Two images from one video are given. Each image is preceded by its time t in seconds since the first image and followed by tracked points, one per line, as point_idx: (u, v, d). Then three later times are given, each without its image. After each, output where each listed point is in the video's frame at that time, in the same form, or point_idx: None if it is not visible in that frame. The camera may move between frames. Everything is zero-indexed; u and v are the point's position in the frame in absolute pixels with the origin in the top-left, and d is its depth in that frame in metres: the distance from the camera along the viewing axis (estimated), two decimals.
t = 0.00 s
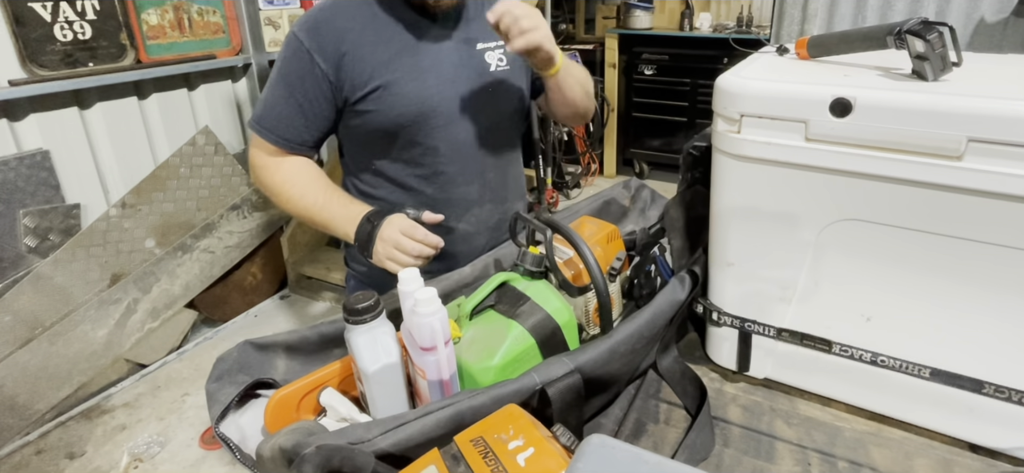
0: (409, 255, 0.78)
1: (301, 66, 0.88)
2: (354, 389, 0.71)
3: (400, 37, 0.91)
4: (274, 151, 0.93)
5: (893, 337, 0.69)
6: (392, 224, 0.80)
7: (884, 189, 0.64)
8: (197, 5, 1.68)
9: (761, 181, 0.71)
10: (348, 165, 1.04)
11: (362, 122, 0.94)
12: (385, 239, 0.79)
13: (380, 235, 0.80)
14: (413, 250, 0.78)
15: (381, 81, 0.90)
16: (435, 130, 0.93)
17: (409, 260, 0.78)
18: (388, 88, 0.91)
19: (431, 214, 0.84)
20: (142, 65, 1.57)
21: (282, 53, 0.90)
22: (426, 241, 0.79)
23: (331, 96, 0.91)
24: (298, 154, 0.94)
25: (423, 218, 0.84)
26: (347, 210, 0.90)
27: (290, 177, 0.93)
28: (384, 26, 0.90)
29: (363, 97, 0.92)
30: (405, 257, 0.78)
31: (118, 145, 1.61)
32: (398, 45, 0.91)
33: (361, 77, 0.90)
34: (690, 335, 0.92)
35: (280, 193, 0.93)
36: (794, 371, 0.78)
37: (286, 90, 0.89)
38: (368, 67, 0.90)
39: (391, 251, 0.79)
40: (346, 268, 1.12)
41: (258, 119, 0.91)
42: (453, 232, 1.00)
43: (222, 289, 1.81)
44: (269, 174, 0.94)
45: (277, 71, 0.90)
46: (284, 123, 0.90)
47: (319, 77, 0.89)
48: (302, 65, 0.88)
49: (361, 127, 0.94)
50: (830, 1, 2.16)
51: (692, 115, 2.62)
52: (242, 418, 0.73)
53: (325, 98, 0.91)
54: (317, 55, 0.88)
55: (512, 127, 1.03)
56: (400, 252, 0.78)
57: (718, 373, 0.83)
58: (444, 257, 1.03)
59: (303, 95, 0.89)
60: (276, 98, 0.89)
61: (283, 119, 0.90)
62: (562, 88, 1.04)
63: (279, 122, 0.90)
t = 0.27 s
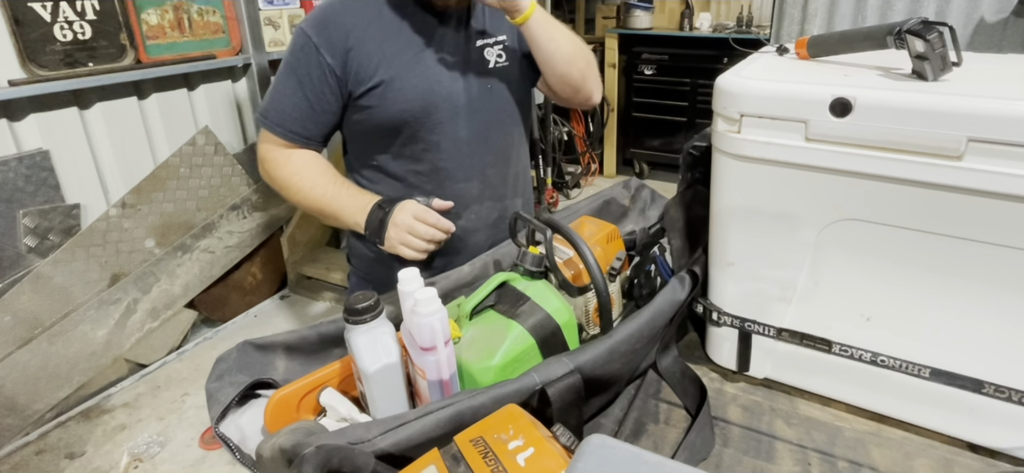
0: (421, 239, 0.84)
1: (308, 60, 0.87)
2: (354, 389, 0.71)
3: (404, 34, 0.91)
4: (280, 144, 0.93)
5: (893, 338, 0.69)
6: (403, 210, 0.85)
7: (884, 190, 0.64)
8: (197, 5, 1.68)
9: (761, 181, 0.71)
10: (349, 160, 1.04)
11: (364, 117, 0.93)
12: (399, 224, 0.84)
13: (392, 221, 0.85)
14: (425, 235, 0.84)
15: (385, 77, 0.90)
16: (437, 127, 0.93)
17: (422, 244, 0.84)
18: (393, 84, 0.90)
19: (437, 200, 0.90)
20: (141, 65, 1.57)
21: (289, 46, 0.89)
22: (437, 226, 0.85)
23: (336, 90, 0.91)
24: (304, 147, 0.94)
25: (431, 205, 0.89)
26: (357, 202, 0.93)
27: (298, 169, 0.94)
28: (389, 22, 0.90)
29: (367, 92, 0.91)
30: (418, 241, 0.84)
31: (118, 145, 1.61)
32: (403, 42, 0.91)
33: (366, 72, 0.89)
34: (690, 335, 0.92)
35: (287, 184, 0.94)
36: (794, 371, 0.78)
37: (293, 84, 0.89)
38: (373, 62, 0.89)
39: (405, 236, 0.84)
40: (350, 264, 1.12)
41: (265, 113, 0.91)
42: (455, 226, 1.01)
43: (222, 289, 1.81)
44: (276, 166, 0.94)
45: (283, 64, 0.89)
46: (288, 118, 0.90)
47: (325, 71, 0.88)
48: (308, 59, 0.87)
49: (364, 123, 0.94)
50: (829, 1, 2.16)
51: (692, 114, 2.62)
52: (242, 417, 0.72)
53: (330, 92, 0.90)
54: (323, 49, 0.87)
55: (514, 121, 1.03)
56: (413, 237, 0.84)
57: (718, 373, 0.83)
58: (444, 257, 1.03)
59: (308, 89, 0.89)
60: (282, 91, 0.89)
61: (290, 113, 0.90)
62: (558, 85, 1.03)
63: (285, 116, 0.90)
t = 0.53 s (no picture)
0: (415, 239, 0.84)
1: (307, 57, 0.88)
2: (354, 389, 0.71)
3: (405, 33, 0.91)
4: (281, 139, 0.95)
5: (893, 338, 0.69)
6: (398, 210, 0.85)
7: (883, 190, 0.64)
8: (197, 5, 1.68)
9: (761, 182, 0.71)
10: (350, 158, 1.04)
11: (363, 115, 0.94)
12: (393, 224, 0.84)
13: (387, 220, 0.85)
14: (419, 234, 0.84)
15: (384, 75, 0.90)
16: (435, 125, 0.93)
17: (416, 243, 0.85)
18: (392, 82, 0.90)
19: (432, 200, 0.89)
20: (141, 65, 1.57)
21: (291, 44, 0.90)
22: (432, 225, 0.85)
23: (335, 88, 0.91)
24: (304, 143, 0.96)
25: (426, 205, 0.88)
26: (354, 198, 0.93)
27: (298, 164, 0.95)
28: (389, 21, 0.90)
29: (365, 90, 0.91)
30: (411, 240, 0.85)
31: (118, 145, 1.61)
32: (403, 41, 0.91)
33: (364, 70, 0.90)
34: (690, 335, 0.92)
35: (287, 179, 0.95)
36: (794, 371, 0.78)
37: (292, 81, 0.90)
38: (372, 60, 0.89)
39: (399, 236, 0.84)
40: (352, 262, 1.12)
41: (267, 110, 0.92)
42: (452, 225, 1.00)
43: (221, 289, 1.81)
44: (276, 160, 0.96)
45: (285, 62, 0.90)
46: (288, 114, 0.91)
47: (324, 69, 0.89)
48: (308, 57, 0.88)
49: (362, 121, 0.94)
50: (829, 1, 2.16)
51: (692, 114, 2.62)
52: (242, 418, 0.72)
53: (329, 90, 0.91)
54: (323, 47, 0.88)
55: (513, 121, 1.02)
56: (407, 236, 0.84)
57: (718, 373, 0.83)
58: (444, 257, 1.03)
59: (307, 86, 0.90)
60: (283, 88, 0.90)
61: (289, 109, 0.91)
62: (559, 101, 1.04)
63: (285, 113, 0.91)
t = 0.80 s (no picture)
0: (401, 239, 0.81)
1: (305, 55, 0.88)
2: (354, 389, 0.71)
3: (405, 33, 0.91)
4: (276, 134, 0.95)
5: (893, 338, 0.69)
6: (385, 210, 0.83)
7: (884, 190, 0.64)
8: (197, 5, 1.68)
9: (760, 182, 0.71)
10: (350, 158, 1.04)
11: (361, 114, 0.94)
12: (380, 223, 0.82)
13: (374, 220, 0.82)
14: (406, 234, 0.81)
15: (383, 74, 0.90)
16: (434, 124, 0.93)
17: (403, 244, 0.81)
18: (390, 81, 0.90)
19: (422, 201, 0.86)
20: (141, 65, 1.57)
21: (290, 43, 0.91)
22: (420, 224, 0.82)
23: (333, 86, 0.91)
24: (299, 139, 0.95)
25: (414, 206, 0.85)
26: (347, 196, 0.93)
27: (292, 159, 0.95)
28: (388, 21, 0.91)
29: (364, 89, 0.91)
30: (398, 240, 0.81)
31: (118, 145, 1.61)
32: (402, 40, 0.91)
33: (363, 69, 0.90)
34: (690, 335, 0.92)
35: (281, 174, 0.96)
36: (794, 371, 0.78)
37: (291, 79, 0.90)
38: (370, 59, 0.90)
39: (386, 235, 0.82)
40: (352, 261, 1.13)
41: (265, 107, 0.93)
42: (448, 225, 1.01)
43: (221, 289, 1.81)
44: (272, 155, 0.96)
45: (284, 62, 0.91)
46: (286, 112, 0.92)
47: (321, 67, 0.89)
48: (306, 55, 0.89)
49: (360, 119, 0.94)
50: (829, 1, 2.16)
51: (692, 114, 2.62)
52: (243, 417, 0.72)
53: (326, 89, 0.91)
54: (321, 45, 0.89)
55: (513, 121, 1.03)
56: (394, 236, 0.82)
57: (718, 373, 0.83)
58: (443, 257, 1.03)
59: (305, 84, 0.90)
60: (281, 85, 0.91)
61: (287, 106, 0.91)
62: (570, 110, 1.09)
63: (282, 109, 0.91)
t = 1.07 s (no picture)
0: (401, 240, 0.81)
1: (303, 53, 0.88)
2: (354, 389, 0.71)
3: (406, 32, 0.91)
4: (272, 133, 0.95)
5: (893, 338, 0.69)
6: (385, 212, 0.82)
7: (884, 190, 0.64)
8: (197, 4, 1.68)
9: (761, 182, 0.71)
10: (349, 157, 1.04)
11: (360, 113, 0.93)
12: (381, 224, 0.81)
13: (374, 221, 0.82)
14: (406, 235, 0.81)
15: (383, 74, 0.90)
16: (433, 124, 0.93)
17: (402, 245, 0.81)
18: (390, 81, 0.90)
19: (420, 202, 0.86)
20: (141, 65, 1.57)
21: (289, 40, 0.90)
22: (419, 224, 0.82)
23: (331, 85, 0.91)
24: (296, 138, 0.95)
25: (414, 207, 0.85)
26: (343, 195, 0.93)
27: (288, 158, 0.95)
28: (387, 20, 0.90)
29: (363, 88, 0.91)
30: (398, 241, 0.81)
31: (118, 145, 1.61)
32: (402, 40, 0.91)
33: (363, 68, 0.90)
34: (690, 335, 0.92)
35: (276, 173, 0.95)
36: (794, 371, 0.78)
37: (288, 77, 0.90)
38: (370, 59, 0.90)
39: (386, 236, 0.81)
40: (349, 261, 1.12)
41: (262, 104, 0.92)
42: (447, 225, 1.01)
43: (221, 289, 1.81)
44: (267, 154, 0.96)
45: (282, 60, 0.90)
46: (283, 110, 0.91)
47: (320, 65, 0.89)
48: (304, 53, 0.88)
49: (359, 119, 0.94)
50: (829, 1, 2.16)
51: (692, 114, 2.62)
52: (243, 417, 0.72)
53: (324, 87, 0.91)
54: (320, 44, 0.88)
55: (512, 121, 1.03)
56: (394, 237, 0.81)
57: (718, 373, 0.83)
58: (443, 257, 1.03)
59: (303, 82, 0.90)
60: (279, 83, 0.90)
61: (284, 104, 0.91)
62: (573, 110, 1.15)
63: (279, 107, 0.91)
